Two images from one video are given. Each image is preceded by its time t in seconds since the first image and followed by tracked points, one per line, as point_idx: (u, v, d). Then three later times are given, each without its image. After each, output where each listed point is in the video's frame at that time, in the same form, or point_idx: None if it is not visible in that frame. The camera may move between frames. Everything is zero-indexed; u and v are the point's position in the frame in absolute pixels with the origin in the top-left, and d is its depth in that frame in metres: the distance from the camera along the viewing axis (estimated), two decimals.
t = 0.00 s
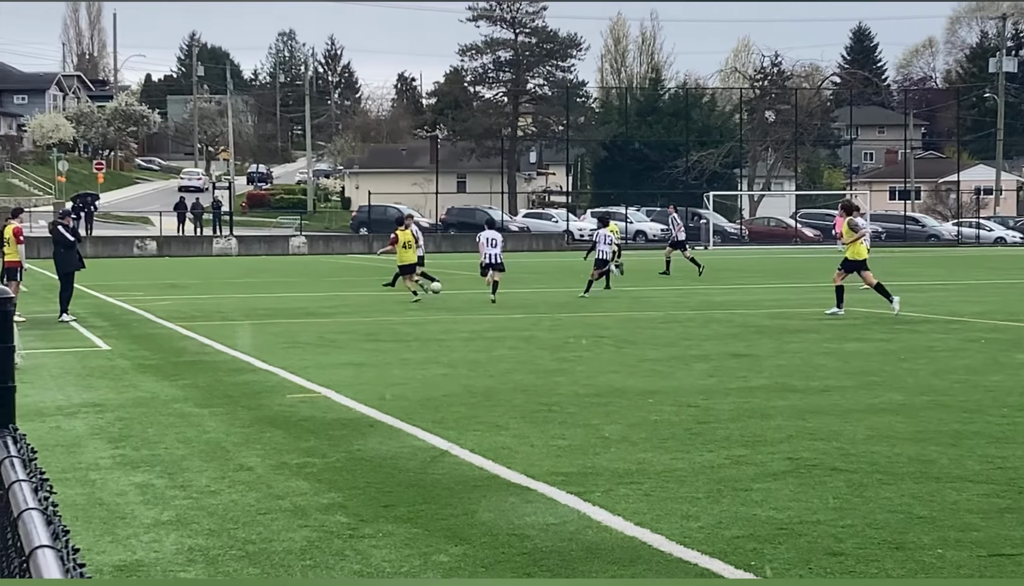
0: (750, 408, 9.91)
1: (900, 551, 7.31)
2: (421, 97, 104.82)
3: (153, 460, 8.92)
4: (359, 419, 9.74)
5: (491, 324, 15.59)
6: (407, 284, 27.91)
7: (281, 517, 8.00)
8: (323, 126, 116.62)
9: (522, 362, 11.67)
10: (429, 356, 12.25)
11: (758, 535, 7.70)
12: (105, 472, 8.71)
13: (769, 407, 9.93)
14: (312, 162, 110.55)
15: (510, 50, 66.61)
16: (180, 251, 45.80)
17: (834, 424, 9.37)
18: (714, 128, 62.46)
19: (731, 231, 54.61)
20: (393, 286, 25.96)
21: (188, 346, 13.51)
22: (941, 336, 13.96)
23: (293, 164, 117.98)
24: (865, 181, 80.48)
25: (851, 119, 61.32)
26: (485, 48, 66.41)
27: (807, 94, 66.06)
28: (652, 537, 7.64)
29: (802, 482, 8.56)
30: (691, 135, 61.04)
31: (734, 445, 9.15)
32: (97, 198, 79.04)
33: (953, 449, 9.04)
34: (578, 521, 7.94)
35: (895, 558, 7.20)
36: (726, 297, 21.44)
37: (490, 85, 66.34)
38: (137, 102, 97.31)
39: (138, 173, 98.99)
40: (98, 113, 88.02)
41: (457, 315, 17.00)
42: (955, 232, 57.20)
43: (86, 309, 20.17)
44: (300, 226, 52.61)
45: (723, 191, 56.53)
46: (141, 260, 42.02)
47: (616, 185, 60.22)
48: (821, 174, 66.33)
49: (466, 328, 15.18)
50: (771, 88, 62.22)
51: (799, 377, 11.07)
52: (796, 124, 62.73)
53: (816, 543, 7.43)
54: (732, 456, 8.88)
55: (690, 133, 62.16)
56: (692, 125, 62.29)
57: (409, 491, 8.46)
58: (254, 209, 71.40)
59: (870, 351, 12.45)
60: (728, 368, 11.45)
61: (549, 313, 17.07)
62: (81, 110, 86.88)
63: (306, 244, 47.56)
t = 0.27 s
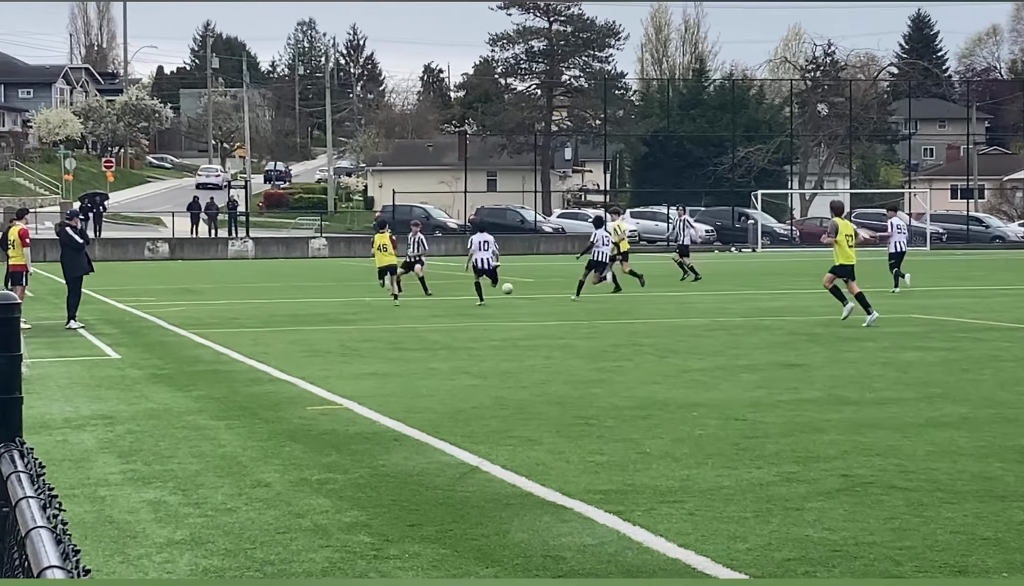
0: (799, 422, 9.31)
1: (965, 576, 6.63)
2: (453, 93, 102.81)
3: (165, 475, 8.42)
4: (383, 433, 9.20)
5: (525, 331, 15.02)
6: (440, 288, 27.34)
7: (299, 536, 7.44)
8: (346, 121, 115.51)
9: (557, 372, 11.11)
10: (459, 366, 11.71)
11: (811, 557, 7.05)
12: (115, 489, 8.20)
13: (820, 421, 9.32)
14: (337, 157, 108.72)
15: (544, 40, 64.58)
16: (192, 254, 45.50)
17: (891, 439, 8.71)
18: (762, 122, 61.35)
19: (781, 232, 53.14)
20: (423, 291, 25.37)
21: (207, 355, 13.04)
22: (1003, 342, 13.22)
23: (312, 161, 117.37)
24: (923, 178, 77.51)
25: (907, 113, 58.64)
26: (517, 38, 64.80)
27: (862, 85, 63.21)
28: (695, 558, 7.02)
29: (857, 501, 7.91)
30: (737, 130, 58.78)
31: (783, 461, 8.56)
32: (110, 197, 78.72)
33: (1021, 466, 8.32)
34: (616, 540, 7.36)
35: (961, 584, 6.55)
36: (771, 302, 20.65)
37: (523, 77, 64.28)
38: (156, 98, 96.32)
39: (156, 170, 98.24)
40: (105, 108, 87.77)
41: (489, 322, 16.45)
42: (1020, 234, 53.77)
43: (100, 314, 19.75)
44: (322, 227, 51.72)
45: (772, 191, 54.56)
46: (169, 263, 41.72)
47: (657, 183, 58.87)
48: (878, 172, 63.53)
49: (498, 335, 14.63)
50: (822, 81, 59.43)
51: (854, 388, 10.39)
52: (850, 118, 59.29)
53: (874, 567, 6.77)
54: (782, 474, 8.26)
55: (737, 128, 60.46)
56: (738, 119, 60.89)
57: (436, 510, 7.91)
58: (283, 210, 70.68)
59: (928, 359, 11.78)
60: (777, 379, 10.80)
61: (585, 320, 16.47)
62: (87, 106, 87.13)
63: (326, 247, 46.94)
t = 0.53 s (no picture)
0: (820, 430, 9.27)
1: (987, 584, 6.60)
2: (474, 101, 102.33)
3: (185, 483, 8.40)
4: (404, 441, 9.19)
5: (545, 339, 14.99)
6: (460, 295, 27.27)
7: (319, 544, 7.41)
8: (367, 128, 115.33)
9: (578, 380, 11.08)
10: (479, 373, 11.69)
11: (832, 565, 7.02)
12: (135, 497, 8.17)
13: (841, 429, 9.28)
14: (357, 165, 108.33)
15: (565, 45, 64.25)
16: (214, 261, 45.47)
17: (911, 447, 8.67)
18: (783, 128, 60.93)
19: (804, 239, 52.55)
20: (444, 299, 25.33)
21: (226, 362, 13.03)
22: None
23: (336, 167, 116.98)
24: (943, 184, 76.98)
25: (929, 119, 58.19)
26: (539, 45, 64.64)
27: (884, 91, 62.69)
28: (717, 566, 6.98)
29: (879, 509, 7.88)
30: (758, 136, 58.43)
31: (804, 469, 8.53)
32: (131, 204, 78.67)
33: None
34: (638, 548, 7.31)
35: None
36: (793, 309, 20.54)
37: (544, 83, 64.52)
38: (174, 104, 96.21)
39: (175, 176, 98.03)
40: (127, 115, 86.94)
41: (509, 329, 16.41)
42: None
43: (119, 321, 19.76)
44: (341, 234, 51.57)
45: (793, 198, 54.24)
46: (183, 270, 41.65)
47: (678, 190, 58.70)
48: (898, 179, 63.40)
49: (518, 343, 14.61)
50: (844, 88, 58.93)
51: (874, 395, 10.35)
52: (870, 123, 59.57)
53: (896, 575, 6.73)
54: (803, 481, 8.23)
55: (759, 134, 60.19)
56: (761, 126, 60.64)
57: (457, 518, 7.88)
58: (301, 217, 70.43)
59: (950, 366, 11.73)
60: (797, 387, 10.76)
61: (604, 328, 16.43)
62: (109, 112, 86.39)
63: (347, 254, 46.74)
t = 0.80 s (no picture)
0: (830, 439, 9.28)
1: None
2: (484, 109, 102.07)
3: (195, 491, 8.39)
4: (414, 449, 9.18)
5: (554, 347, 14.99)
6: (469, 303, 27.26)
7: (330, 552, 7.40)
8: (377, 136, 115.23)
9: (588, 388, 11.08)
10: (489, 382, 11.69)
11: (841, 573, 7.00)
12: (145, 505, 8.16)
13: (852, 438, 9.29)
14: (366, 173, 108.03)
15: (576, 54, 64.71)
16: (224, 268, 45.43)
17: (922, 456, 8.68)
18: (792, 137, 61.17)
19: (812, 247, 52.76)
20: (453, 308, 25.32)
21: (235, 370, 13.04)
22: None
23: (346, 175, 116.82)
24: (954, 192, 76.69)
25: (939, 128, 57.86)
26: (550, 53, 64.91)
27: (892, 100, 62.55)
28: (727, 574, 6.97)
29: (889, 518, 7.89)
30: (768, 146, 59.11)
31: (814, 477, 8.53)
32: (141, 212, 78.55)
33: None
34: (649, 557, 7.30)
35: None
36: (803, 318, 20.51)
37: (555, 92, 63.96)
38: (183, 112, 96.04)
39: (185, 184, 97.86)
40: (137, 123, 87.09)
41: (519, 337, 16.41)
42: None
43: (128, 329, 19.76)
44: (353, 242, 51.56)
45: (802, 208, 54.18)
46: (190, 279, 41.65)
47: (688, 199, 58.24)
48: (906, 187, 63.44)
49: (527, 351, 14.61)
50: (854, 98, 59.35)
51: (885, 404, 10.32)
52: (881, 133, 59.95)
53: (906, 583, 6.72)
54: (812, 490, 8.24)
55: (767, 142, 60.23)
56: (770, 135, 60.68)
57: (468, 526, 7.88)
58: (312, 224, 70.47)
59: (959, 375, 11.72)
60: (808, 394, 10.76)
61: (613, 336, 16.43)
62: (120, 121, 86.24)
63: (357, 261, 46.70)
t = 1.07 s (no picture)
0: (833, 448, 9.27)
1: None
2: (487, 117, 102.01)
3: (196, 499, 8.38)
4: (417, 457, 9.18)
5: (556, 355, 14.99)
6: (470, 311, 27.25)
7: (333, 560, 7.39)
8: (380, 144, 115.38)
9: (590, 396, 11.07)
10: (491, 390, 11.68)
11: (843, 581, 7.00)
12: (147, 512, 8.14)
13: (854, 447, 9.28)
14: (368, 181, 108.01)
15: (579, 63, 65.26)
16: (226, 276, 45.33)
17: (924, 465, 8.67)
18: (795, 146, 61.45)
19: (815, 256, 52.61)
20: (454, 316, 25.31)
21: (237, 378, 13.04)
22: None
23: (347, 183, 116.99)
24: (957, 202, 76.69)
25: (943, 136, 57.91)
26: (552, 61, 65.52)
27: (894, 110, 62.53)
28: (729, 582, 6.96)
29: (891, 527, 7.89)
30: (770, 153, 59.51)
31: (817, 486, 8.53)
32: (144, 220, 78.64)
33: None
34: (651, 565, 7.29)
35: None
36: (806, 326, 20.47)
37: (558, 100, 65.30)
38: (185, 119, 96.24)
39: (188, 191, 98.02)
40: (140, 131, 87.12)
41: (521, 345, 16.41)
42: None
43: (129, 337, 19.76)
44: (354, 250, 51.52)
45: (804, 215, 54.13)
46: (190, 287, 41.62)
47: (690, 207, 59.68)
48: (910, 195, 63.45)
49: (530, 359, 14.61)
50: (856, 106, 59.19)
51: (887, 414, 10.30)
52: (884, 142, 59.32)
53: None
54: (814, 499, 8.23)
55: (771, 151, 61.83)
56: (771, 143, 61.48)
57: (470, 535, 7.87)
58: (313, 232, 70.53)
59: (961, 384, 11.71)
60: (810, 404, 10.73)
61: (615, 345, 16.43)
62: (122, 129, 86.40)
63: (360, 269, 46.77)
